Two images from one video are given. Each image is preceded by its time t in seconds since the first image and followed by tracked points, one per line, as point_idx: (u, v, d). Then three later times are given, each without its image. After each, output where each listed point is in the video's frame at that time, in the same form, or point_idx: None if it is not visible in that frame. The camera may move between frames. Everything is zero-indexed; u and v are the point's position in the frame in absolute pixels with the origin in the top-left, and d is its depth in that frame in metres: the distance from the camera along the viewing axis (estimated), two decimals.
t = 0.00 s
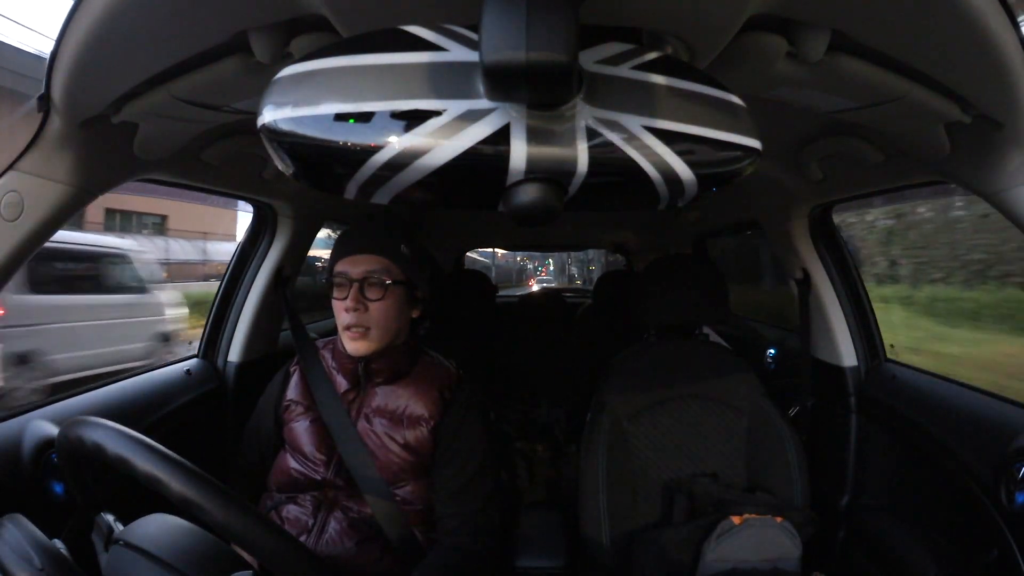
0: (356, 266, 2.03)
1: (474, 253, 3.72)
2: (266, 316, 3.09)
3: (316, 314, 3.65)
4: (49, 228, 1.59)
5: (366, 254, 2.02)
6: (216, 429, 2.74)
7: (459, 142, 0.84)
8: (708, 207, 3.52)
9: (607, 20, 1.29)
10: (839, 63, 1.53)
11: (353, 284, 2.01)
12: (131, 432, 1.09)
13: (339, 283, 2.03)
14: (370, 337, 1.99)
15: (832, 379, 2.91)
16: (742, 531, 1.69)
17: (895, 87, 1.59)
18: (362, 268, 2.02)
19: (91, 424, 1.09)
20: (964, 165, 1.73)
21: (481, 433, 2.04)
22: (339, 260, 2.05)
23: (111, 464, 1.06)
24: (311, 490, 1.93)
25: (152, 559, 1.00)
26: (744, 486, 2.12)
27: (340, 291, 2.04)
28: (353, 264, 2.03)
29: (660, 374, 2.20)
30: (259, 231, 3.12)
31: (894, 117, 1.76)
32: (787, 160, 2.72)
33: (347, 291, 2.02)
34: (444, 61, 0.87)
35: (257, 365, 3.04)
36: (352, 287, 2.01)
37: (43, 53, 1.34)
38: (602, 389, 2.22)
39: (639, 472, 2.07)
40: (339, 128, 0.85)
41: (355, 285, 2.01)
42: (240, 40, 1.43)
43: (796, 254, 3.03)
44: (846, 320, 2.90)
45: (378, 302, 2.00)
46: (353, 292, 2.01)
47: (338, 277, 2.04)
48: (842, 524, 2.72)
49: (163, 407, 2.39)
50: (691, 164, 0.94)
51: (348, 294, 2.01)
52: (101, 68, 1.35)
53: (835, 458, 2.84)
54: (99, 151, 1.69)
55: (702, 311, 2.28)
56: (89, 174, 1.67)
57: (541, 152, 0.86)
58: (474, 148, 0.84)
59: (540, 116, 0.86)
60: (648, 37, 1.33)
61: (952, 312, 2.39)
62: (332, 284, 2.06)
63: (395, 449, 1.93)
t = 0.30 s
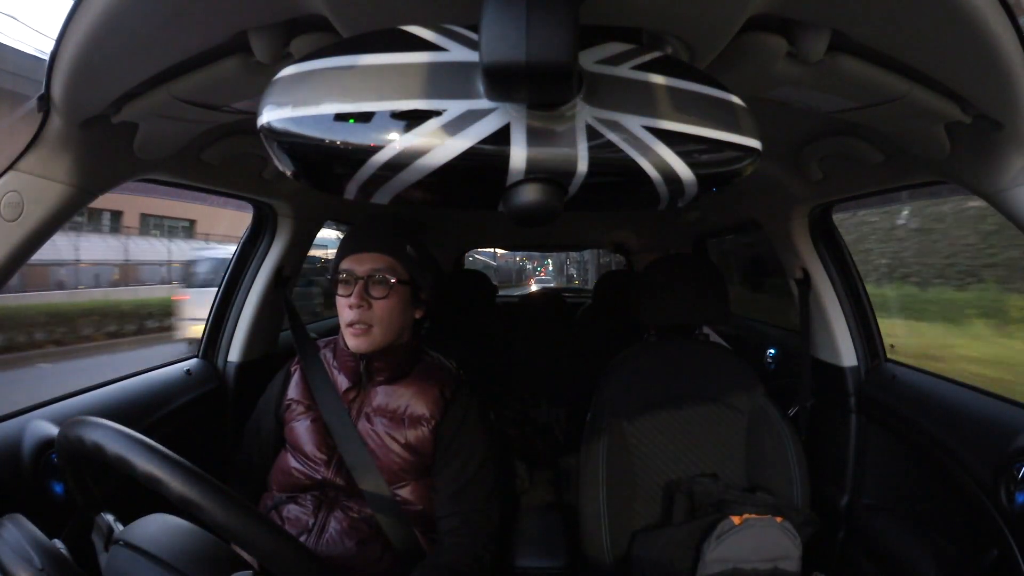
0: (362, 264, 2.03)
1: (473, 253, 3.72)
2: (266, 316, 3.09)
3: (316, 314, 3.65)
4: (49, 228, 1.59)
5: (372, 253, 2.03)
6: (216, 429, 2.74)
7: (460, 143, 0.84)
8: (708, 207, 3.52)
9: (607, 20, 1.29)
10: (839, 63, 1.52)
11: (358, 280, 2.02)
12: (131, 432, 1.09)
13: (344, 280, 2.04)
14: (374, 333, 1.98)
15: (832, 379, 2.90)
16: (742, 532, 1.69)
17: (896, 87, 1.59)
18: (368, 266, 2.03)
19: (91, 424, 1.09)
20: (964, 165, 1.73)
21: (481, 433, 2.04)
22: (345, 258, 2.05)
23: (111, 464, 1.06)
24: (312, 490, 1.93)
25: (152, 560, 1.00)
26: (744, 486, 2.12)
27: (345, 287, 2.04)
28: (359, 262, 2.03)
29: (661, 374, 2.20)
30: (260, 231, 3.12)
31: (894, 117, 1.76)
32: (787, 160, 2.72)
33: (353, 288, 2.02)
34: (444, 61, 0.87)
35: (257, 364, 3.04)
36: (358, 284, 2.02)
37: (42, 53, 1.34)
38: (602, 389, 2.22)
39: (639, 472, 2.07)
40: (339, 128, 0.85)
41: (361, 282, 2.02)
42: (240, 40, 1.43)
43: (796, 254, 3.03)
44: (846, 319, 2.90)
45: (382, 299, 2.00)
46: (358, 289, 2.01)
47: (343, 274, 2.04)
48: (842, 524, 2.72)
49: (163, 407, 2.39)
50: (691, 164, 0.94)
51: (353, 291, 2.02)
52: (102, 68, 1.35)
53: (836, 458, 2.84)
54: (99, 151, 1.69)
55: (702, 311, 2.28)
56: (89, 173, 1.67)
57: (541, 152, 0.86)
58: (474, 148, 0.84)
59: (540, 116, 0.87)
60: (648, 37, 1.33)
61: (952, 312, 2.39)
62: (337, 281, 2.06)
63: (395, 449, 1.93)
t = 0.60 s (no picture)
0: (362, 265, 2.04)
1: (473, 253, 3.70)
2: (266, 316, 3.09)
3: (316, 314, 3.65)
4: (50, 228, 1.59)
5: (371, 255, 2.03)
6: (216, 429, 2.74)
7: (460, 142, 0.84)
8: (708, 207, 3.52)
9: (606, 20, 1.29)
10: (839, 63, 1.52)
11: (358, 281, 2.02)
12: (131, 432, 1.09)
13: (343, 281, 2.04)
14: (374, 334, 1.99)
15: (832, 379, 2.90)
16: (742, 532, 1.69)
17: (896, 87, 1.59)
18: (367, 267, 2.03)
19: (91, 425, 1.09)
20: (964, 165, 1.73)
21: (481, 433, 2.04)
22: (344, 258, 2.05)
23: (111, 465, 1.06)
24: (312, 489, 1.94)
25: (152, 561, 1.00)
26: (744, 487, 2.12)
27: (345, 289, 2.04)
28: (358, 264, 2.04)
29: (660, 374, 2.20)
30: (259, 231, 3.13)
31: (894, 117, 1.76)
32: (787, 160, 2.72)
33: (352, 290, 2.02)
34: (444, 61, 0.87)
35: (257, 365, 3.04)
36: (358, 285, 2.02)
37: (42, 53, 1.34)
38: (601, 389, 2.22)
39: (639, 472, 2.07)
40: (339, 127, 0.85)
41: (360, 283, 2.02)
42: (240, 40, 1.43)
43: (796, 254, 3.02)
44: (846, 319, 2.89)
45: (382, 301, 2.01)
46: (358, 290, 2.02)
47: (342, 276, 2.04)
48: (842, 524, 2.72)
49: (162, 407, 2.39)
50: (691, 164, 0.94)
51: (352, 293, 2.02)
52: (102, 68, 1.35)
53: (836, 458, 2.84)
54: (99, 151, 1.69)
55: (702, 311, 2.28)
56: (89, 173, 1.67)
57: (541, 153, 0.86)
58: (474, 148, 0.84)
59: (540, 116, 0.87)
60: (648, 37, 1.33)
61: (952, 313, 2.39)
62: (336, 283, 2.06)
63: (395, 449, 1.93)
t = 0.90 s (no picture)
0: (361, 264, 2.04)
1: (473, 253, 3.76)
2: (266, 316, 3.09)
3: (316, 313, 3.65)
4: (50, 229, 1.59)
5: (371, 254, 2.03)
6: (216, 428, 2.74)
7: (460, 142, 0.84)
8: (708, 207, 3.52)
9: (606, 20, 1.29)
10: (839, 64, 1.52)
11: (357, 281, 2.02)
12: (130, 432, 1.09)
13: (343, 280, 2.04)
14: (374, 334, 2.00)
15: (832, 379, 2.90)
16: (742, 532, 1.69)
17: (896, 87, 1.59)
18: (367, 266, 2.03)
19: (91, 425, 1.09)
20: (964, 165, 1.73)
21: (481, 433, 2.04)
22: (344, 258, 2.05)
23: (111, 465, 1.06)
24: (312, 490, 1.93)
25: (152, 561, 1.00)
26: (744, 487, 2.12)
27: (344, 288, 2.04)
28: (358, 263, 2.03)
29: (660, 374, 2.20)
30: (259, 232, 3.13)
31: (895, 117, 1.76)
32: (787, 160, 2.72)
33: (352, 289, 2.03)
34: (444, 61, 0.87)
35: (257, 365, 3.04)
36: (357, 284, 2.02)
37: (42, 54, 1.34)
38: (601, 389, 2.22)
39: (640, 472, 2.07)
40: (340, 127, 0.85)
41: (360, 283, 2.02)
42: (239, 40, 1.42)
43: (796, 253, 3.02)
44: (847, 319, 2.89)
45: (382, 300, 2.01)
46: (358, 289, 2.02)
47: (342, 275, 2.04)
48: (842, 524, 2.72)
49: (162, 407, 2.39)
50: (691, 165, 0.94)
51: (352, 292, 2.02)
52: (102, 68, 1.35)
53: (835, 458, 2.84)
54: (99, 151, 1.69)
55: (702, 311, 2.28)
56: (90, 174, 1.67)
57: (541, 153, 0.86)
58: (474, 148, 0.85)
59: (540, 116, 0.87)
60: (648, 37, 1.33)
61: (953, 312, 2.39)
62: (336, 282, 2.06)
63: (396, 448, 1.92)
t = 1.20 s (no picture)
0: (362, 269, 2.02)
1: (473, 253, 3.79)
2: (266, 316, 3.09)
3: (316, 313, 3.65)
4: (51, 229, 1.59)
5: (372, 258, 2.01)
6: (215, 428, 2.74)
7: (460, 143, 0.84)
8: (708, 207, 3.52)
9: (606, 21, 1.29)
10: (839, 64, 1.52)
11: (358, 286, 2.01)
12: (130, 432, 1.09)
13: (343, 287, 2.03)
14: (376, 341, 2.00)
15: (832, 379, 2.90)
16: (742, 532, 1.69)
17: (895, 87, 1.59)
18: (368, 271, 2.01)
19: (91, 425, 1.09)
20: (965, 164, 1.73)
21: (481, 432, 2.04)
22: (343, 262, 2.03)
23: (110, 465, 1.06)
24: (311, 489, 1.93)
25: (152, 561, 1.00)
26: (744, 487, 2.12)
27: (345, 294, 2.03)
28: (358, 267, 2.02)
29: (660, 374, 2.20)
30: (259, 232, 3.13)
31: (894, 116, 1.76)
32: (787, 160, 2.72)
33: (353, 295, 2.02)
34: (444, 61, 0.87)
35: (256, 365, 3.04)
36: (358, 290, 2.01)
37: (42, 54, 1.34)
38: (601, 389, 2.22)
39: (640, 472, 2.07)
40: (339, 128, 0.85)
41: (360, 288, 2.01)
42: (240, 40, 1.42)
43: (796, 253, 3.02)
44: (847, 319, 2.89)
45: (384, 305, 2.01)
46: (359, 295, 2.01)
47: (342, 280, 2.03)
48: (842, 524, 2.72)
49: (162, 407, 2.39)
50: (691, 164, 0.94)
51: (354, 297, 2.01)
52: (102, 69, 1.35)
53: (835, 458, 2.84)
54: (99, 151, 1.69)
55: (702, 311, 2.28)
56: (90, 174, 1.67)
57: (541, 152, 0.86)
58: (473, 149, 0.85)
59: (540, 116, 0.87)
60: (648, 37, 1.33)
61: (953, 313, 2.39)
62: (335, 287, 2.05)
63: (396, 447, 1.93)
